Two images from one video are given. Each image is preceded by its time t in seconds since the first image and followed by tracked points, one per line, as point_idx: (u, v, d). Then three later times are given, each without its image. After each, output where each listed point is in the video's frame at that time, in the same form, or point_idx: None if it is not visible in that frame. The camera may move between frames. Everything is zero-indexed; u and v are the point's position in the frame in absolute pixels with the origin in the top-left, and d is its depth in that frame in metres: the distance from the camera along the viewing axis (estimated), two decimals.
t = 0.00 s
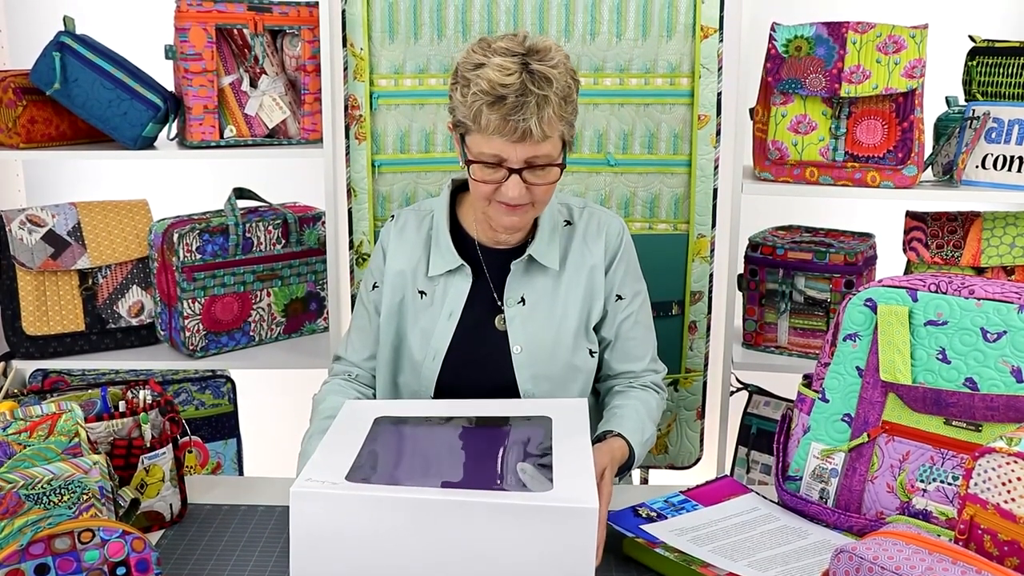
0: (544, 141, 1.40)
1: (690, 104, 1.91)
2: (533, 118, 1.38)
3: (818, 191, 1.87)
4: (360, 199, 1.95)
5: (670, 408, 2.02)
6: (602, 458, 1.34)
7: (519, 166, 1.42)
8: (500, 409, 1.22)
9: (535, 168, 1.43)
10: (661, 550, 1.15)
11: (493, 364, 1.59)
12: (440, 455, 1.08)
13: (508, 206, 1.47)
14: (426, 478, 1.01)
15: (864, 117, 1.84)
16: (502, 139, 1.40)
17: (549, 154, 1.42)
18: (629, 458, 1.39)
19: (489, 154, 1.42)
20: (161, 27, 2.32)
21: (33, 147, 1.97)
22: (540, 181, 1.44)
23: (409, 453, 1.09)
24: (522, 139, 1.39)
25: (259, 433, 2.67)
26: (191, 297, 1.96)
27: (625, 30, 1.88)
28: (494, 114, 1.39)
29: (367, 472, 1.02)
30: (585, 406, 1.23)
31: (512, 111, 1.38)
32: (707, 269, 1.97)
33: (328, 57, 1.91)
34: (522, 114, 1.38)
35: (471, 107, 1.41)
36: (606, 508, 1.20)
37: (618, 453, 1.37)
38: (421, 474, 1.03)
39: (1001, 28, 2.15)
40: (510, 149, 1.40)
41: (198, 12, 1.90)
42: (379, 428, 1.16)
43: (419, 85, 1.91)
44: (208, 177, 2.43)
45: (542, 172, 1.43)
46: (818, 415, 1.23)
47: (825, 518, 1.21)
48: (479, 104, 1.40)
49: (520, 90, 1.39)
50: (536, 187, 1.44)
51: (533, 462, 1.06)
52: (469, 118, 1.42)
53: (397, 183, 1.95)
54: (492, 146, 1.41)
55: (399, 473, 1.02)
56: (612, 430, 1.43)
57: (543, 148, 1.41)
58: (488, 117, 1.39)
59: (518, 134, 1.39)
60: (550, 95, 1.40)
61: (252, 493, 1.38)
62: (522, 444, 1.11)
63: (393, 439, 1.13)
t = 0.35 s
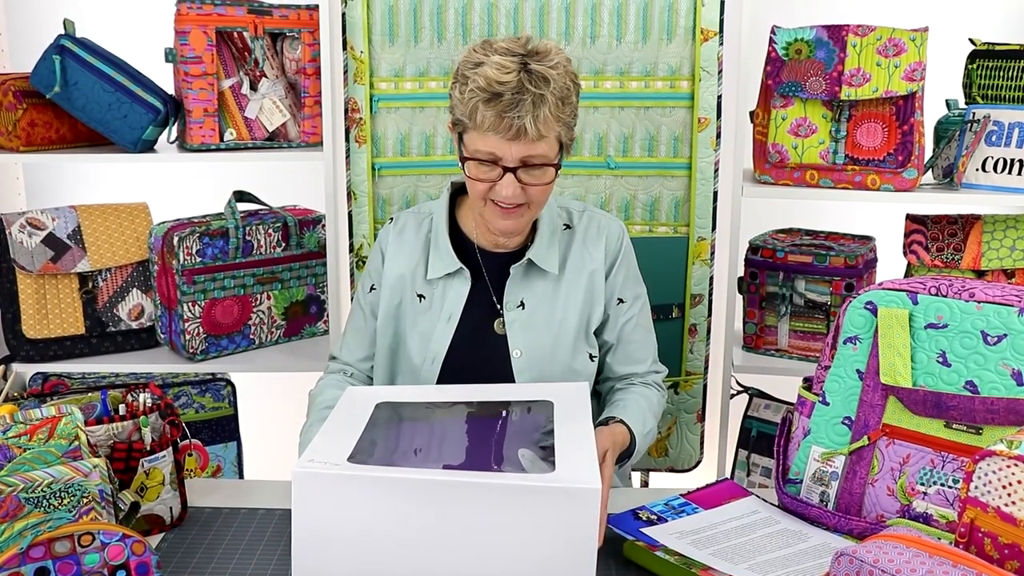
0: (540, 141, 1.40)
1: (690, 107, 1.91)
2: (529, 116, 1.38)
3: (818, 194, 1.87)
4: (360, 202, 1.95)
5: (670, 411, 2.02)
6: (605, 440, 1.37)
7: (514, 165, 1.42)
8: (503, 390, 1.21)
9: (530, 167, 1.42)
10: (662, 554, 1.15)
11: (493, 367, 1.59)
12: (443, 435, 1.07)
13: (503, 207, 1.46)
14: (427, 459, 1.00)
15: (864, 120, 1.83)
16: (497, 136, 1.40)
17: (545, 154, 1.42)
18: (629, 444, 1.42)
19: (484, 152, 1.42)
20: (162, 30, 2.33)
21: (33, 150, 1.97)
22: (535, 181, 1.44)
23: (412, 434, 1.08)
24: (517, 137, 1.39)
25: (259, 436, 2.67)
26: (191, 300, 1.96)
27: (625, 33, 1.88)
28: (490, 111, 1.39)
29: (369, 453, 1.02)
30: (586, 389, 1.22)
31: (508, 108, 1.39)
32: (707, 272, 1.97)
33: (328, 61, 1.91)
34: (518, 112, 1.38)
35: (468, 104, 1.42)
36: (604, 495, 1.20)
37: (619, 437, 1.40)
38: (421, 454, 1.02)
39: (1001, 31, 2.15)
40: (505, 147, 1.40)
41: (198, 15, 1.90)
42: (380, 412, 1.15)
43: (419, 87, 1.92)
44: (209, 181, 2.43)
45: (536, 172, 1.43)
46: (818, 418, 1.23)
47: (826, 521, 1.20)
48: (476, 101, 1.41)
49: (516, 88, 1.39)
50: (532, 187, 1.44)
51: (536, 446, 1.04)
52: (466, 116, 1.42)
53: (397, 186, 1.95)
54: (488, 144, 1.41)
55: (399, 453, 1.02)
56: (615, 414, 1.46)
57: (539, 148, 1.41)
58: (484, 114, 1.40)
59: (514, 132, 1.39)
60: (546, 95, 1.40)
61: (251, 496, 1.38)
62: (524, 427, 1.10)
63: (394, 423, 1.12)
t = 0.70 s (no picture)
0: (534, 138, 1.40)
1: (691, 109, 1.91)
2: (523, 112, 1.39)
3: (818, 196, 1.87)
4: (360, 204, 1.95)
5: (670, 413, 2.02)
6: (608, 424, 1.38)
7: (508, 161, 1.42)
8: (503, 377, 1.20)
9: (524, 164, 1.42)
10: (662, 555, 1.15)
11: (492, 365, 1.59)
12: (443, 417, 1.07)
13: (499, 204, 1.46)
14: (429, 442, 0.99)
15: (864, 122, 1.83)
16: (491, 133, 1.40)
17: (539, 151, 1.42)
18: (630, 430, 1.43)
19: (478, 149, 1.42)
20: (162, 32, 2.33)
21: (33, 152, 1.97)
22: (530, 179, 1.44)
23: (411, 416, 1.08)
24: (511, 134, 1.39)
25: (259, 437, 2.67)
26: (191, 302, 1.96)
27: (625, 34, 1.88)
28: (484, 107, 1.39)
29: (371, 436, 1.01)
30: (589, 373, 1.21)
31: (502, 104, 1.39)
32: (707, 274, 1.97)
33: (328, 63, 1.91)
34: (512, 108, 1.39)
35: (463, 101, 1.42)
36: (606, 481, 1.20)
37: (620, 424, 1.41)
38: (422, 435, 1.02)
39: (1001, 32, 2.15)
40: (499, 143, 1.40)
41: (198, 17, 1.90)
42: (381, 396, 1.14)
43: (419, 89, 1.92)
44: (209, 182, 2.43)
45: (530, 170, 1.43)
46: (818, 420, 1.23)
47: (826, 523, 1.20)
48: (471, 97, 1.41)
49: (510, 85, 1.40)
50: (526, 185, 1.44)
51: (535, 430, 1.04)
52: (460, 113, 1.42)
53: (397, 188, 1.96)
54: (482, 140, 1.41)
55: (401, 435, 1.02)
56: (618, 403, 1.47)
57: (533, 145, 1.41)
58: (478, 110, 1.40)
59: (508, 128, 1.39)
60: (541, 92, 1.40)
61: (251, 497, 1.38)
62: (524, 412, 1.09)
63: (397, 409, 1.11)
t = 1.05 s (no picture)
0: (535, 131, 1.40)
1: (691, 109, 1.91)
2: (524, 104, 1.38)
3: (818, 196, 1.87)
4: (360, 204, 1.95)
5: (669, 413, 2.02)
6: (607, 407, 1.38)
7: (509, 154, 1.42)
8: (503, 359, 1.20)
9: (525, 157, 1.42)
10: (662, 555, 1.15)
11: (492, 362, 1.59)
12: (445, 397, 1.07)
13: (499, 198, 1.46)
14: (428, 421, 0.98)
15: (864, 122, 1.84)
16: (493, 125, 1.40)
17: (540, 144, 1.42)
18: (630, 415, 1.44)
19: (480, 142, 1.42)
20: (162, 32, 2.33)
21: (33, 153, 1.98)
22: (530, 172, 1.44)
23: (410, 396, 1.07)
24: (512, 126, 1.39)
25: (259, 437, 2.67)
26: (191, 303, 1.96)
27: (625, 34, 1.88)
28: (486, 99, 1.39)
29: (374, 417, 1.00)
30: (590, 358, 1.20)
31: (503, 96, 1.39)
32: (707, 274, 1.97)
33: (328, 63, 1.91)
34: (514, 100, 1.39)
35: (465, 95, 1.42)
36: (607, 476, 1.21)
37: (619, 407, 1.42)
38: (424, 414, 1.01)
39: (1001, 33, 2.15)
40: (501, 136, 1.40)
41: (198, 17, 1.90)
42: (382, 380, 1.14)
43: (419, 89, 1.92)
44: (209, 183, 2.43)
45: (531, 163, 1.43)
46: (818, 420, 1.23)
47: (825, 523, 1.20)
48: (473, 90, 1.41)
49: (512, 77, 1.39)
50: (527, 178, 1.44)
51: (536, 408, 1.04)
52: (462, 107, 1.42)
53: (397, 188, 1.96)
54: (483, 133, 1.41)
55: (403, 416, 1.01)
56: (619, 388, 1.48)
57: (534, 138, 1.41)
58: (480, 103, 1.40)
59: (509, 120, 1.39)
60: (542, 85, 1.40)
61: (250, 498, 1.38)
62: (523, 393, 1.08)
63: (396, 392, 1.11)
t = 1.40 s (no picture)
0: (538, 122, 1.41)
1: (690, 108, 1.91)
2: (529, 95, 1.39)
3: (818, 196, 1.87)
4: (360, 204, 1.96)
5: (670, 413, 2.02)
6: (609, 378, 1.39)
7: (512, 145, 1.42)
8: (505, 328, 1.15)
9: (528, 149, 1.42)
10: (662, 555, 1.15)
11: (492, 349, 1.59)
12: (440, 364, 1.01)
13: (500, 190, 1.46)
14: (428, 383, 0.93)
15: (864, 121, 1.84)
16: (497, 116, 1.40)
17: (543, 137, 1.43)
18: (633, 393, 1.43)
19: (483, 133, 1.42)
20: (162, 32, 2.33)
21: (33, 152, 1.97)
22: (532, 165, 1.44)
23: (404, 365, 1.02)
24: (516, 117, 1.40)
25: (259, 437, 2.67)
26: (191, 302, 1.96)
27: (625, 34, 1.88)
28: (491, 90, 1.40)
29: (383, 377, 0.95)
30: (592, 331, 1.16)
31: (508, 87, 1.39)
32: (707, 274, 1.97)
33: (328, 63, 1.91)
34: (519, 91, 1.39)
35: (469, 86, 1.42)
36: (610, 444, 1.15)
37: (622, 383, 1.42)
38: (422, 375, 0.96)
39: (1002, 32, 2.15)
40: (505, 127, 1.41)
41: (198, 17, 1.90)
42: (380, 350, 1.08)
43: (419, 89, 1.92)
44: (209, 182, 2.43)
45: (535, 156, 1.43)
46: (818, 419, 1.23)
47: (825, 522, 1.20)
48: (478, 81, 1.41)
49: (517, 69, 1.40)
50: (528, 171, 1.44)
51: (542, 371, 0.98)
52: (466, 98, 1.43)
53: (397, 187, 1.96)
54: (487, 124, 1.41)
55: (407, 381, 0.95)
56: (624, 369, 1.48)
57: (537, 129, 1.41)
58: (485, 94, 1.40)
59: (514, 111, 1.39)
60: (546, 77, 1.40)
61: (250, 497, 1.38)
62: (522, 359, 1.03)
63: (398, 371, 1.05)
